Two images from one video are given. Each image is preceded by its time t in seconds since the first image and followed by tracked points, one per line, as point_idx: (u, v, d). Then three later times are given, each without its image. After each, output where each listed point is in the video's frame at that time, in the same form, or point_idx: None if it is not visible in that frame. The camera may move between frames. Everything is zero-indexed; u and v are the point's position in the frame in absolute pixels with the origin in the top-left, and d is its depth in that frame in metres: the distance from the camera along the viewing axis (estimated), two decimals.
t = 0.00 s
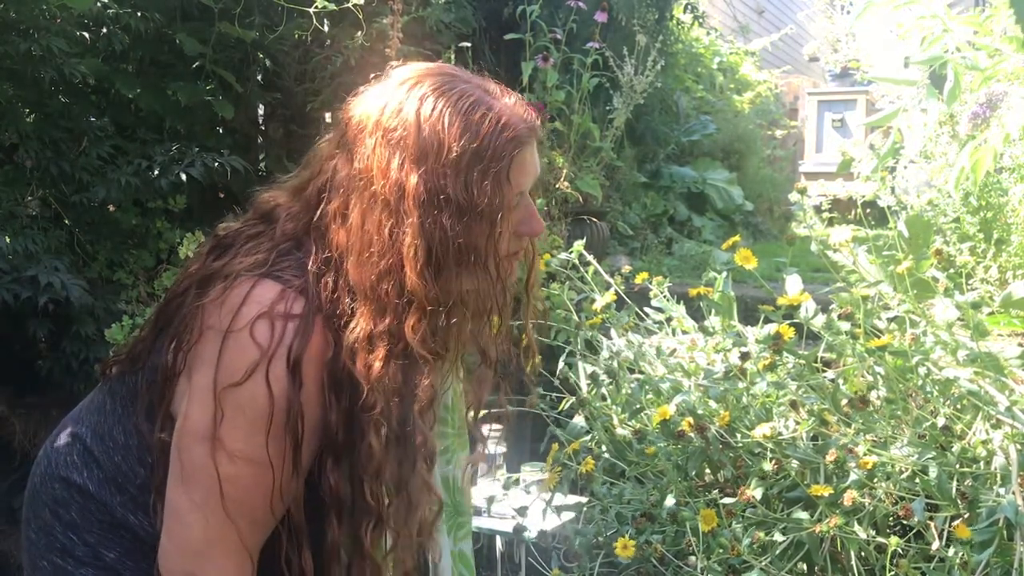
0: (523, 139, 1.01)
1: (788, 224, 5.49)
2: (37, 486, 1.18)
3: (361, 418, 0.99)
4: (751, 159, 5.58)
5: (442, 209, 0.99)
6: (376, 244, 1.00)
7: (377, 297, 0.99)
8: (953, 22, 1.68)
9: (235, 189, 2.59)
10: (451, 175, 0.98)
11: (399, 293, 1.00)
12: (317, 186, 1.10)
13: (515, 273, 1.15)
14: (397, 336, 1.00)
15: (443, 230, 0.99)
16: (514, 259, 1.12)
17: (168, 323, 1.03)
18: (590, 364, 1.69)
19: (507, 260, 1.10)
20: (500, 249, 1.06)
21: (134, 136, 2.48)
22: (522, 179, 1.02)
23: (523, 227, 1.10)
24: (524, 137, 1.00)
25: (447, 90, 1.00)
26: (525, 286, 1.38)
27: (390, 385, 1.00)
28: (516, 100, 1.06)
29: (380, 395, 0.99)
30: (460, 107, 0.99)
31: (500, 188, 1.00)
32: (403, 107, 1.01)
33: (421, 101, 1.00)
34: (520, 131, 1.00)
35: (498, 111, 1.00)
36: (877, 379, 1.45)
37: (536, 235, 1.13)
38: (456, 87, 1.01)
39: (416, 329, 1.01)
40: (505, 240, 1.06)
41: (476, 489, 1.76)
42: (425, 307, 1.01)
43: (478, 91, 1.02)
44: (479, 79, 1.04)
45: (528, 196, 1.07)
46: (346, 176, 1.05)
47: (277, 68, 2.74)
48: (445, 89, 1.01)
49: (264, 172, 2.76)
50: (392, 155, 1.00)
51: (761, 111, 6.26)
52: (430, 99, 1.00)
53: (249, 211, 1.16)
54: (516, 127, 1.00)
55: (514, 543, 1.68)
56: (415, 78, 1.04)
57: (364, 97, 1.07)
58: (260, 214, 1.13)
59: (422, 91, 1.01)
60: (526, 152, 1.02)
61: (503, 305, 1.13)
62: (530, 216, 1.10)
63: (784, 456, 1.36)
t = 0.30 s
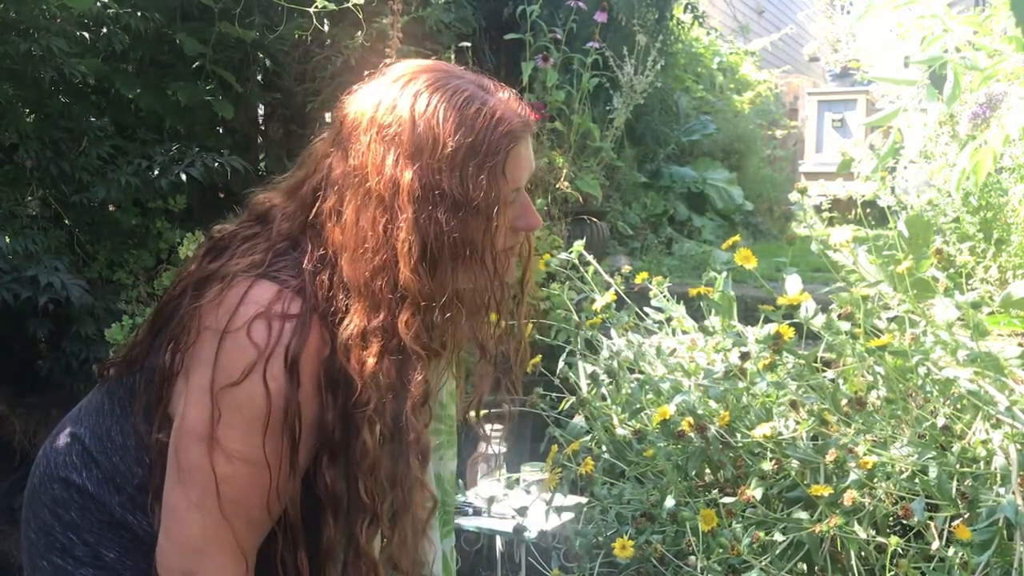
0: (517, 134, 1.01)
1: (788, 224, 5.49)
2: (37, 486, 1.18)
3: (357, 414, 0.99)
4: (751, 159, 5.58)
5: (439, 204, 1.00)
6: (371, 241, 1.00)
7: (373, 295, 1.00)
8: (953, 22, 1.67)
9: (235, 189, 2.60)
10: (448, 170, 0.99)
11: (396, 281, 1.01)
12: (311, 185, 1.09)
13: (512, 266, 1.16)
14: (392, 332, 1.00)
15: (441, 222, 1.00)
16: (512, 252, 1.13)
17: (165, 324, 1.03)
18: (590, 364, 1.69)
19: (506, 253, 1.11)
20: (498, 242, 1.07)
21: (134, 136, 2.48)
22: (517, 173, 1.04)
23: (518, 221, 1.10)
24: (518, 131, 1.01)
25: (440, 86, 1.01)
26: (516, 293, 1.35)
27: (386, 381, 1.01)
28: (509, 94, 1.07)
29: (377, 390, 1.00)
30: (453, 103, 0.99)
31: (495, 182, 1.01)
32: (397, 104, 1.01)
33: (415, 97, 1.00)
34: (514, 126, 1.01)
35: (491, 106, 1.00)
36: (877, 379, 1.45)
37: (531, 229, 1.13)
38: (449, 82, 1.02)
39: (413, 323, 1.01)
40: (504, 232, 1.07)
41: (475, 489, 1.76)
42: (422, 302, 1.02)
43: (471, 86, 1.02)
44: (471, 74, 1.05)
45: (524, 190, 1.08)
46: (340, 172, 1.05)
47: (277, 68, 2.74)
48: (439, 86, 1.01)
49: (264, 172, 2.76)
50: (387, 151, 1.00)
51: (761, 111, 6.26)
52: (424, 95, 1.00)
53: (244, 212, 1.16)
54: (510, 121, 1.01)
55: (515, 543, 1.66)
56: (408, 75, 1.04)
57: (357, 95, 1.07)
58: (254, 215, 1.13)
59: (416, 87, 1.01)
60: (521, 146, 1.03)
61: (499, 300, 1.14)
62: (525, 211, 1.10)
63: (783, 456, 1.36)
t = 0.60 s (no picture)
0: (511, 129, 1.00)
1: (788, 224, 5.50)
2: (37, 487, 1.18)
3: (356, 412, 0.99)
4: (751, 159, 5.58)
5: (433, 201, 0.99)
6: (365, 240, 1.00)
7: (369, 293, 1.00)
8: (953, 22, 1.68)
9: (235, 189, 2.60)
10: (441, 167, 0.98)
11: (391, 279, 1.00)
12: (306, 185, 1.09)
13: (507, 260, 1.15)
14: (389, 330, 1.00)
15: (435, 219, 1.00)
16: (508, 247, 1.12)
17: (163, 326, 1.02)
18: (590, 364, 1.69)
19: (502, 249, 1.10)
20: (493, 238, 1.06)
21: (134, 136, 2.48)
22: (511, 169, 1.03)
23: (513, 216, 1.09)
24: (510, 127, 1.01)
25: (432, 83, 1.00)
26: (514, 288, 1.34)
27: (384, 379, 1.01)
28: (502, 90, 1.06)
29: (376, 389, 1.00)
30: (444, 100, 0.99)
31: (488, 179, 1.00)
32: (388, 102, 1.01)
33: (407, 95, 1.00)
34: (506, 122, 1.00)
35: (483, 102, 1.00)
36: (877, 379, 1.45)
37: (527, 224, 1.12)
38: (440, 78, 1.01)
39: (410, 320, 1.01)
40: (499, 228, 1.07)
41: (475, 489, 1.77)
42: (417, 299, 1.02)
43: (463, 82, 1.01)
44: (463, 71, 1.04)
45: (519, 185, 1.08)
46: (334, 171, 1.05)
47: (276, 67, 2.74)
48: (431, 82, 1.01)
49: (264, 172, 2.76)
50: (379, 149, 1.00)
51: (761, 111, 6.26)
52: (415, 93, 1.00)
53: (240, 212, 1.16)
54: (502, 117, 1.00)
55: (514, 543, 1.68)
56: (400, 72, 1.03)
57: (348, 94, 1.07)
58: (250, 216, 1.12)
59: (407, 85, 1.01)
60: (514, 141, 1.02)
61: (497, 296, 1.14)
62: (520, 206, 1.09)
63: (783, 456, 1.36)
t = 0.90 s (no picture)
0: (496, 124, 1.01)
1: (788, 224, 5.50)
2: (37, 487, 1.18)
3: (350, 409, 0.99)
4: (751, 159, 5.58)
5: (420, 197, 0.99)
6: (356, 237, 1.00)
7: (359, 290, 0.99)
8: (953, 22, 1.68)
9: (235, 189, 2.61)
10: (427, 163, 0.99)
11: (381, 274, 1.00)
12: (297, 185, 1.09)
13: (502, 256, 1.13)
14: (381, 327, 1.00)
15: (423, 214, 1.00)
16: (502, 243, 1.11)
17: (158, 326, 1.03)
18: (590, 365, 1.70)
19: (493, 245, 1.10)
20: (483, 233, 1.06)
21: (134, 136, 2.47)
22: (500, 163, 1.03)
23: (506, 210, 1.07)
24: (496, 121, 1.01)
25: (417, 80, 1.01)
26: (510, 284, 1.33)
27: (376, 376, 1.01)
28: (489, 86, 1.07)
29: (369, 385, 1.00)
30: (430, 96, 0.99)
31: (475, 175, 1.00)
32: (374, 100, 1.01)
33: (393, 92, 1.00)
34: (491, 116, 1.01)
35: (467, 98, 1.00)
36: (877, 379, 1.46)
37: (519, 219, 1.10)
38: (424, 76, 1.02)
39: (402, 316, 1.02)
40: (489, 223, 1.06)
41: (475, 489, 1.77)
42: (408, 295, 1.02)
43: (447, 79, 1.02)
44: (449, 67, 1.05)
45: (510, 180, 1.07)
46: (322, 169, 1.05)
47: (277, 67, 2.74)
48: (417, 79, 1.01)
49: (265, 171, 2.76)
50: (365, 147, 1.00)
51: (761, 111, 6.27)
52: (400, 90, 1.00)
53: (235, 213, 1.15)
54: (487, 111, 1.00)
55: (515, 544, 1.67)
56: (386, 70, 1.04)
57: (336, 95, 1.07)
58: (244, 216, 1.12)
59: (393, 82, 1.02)
60: (501, 135, 1.02)
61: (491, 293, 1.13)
62: (514, 203, 1.07)
63: (783, 456, 1.36)
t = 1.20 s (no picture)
0: (491, 128, 1.01)
1: (788, 224, 5.50)
2: (38, 487, 1.18)
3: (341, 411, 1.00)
4: (751, 159, 5.58)
5: (415, 200, 1.00)
6: (349, 239, 1.00)
7: (350, 293, 0.99)
8: (953, 22, 1.68)
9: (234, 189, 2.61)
10: (422, 167, 0.99)
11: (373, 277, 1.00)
12: (290, 184, 1.09)
13: (496, 258, 1.14)
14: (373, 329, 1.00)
15: (416, 217, 1.00)
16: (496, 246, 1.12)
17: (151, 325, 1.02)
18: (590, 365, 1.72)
19: (488, 249, 1.11)
20: (475, 239, 1.07)
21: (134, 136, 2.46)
22: (494, 168, 1.03)
23: (499, 214, 1.08)
24: (490, 125, 1.01)
25: (412, 83, 1.00)
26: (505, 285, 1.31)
27: (368, 378, 1.01)
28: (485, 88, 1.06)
29: (361, 387, 1.00)
30: (424, 99, 0.99)
31: (468, 179, 1.00)
32: (369, 100, 1.00)
33: (387, 93, 1.00)
34: (487, 121, 1.00)
35: (462, 101, 1.00)
36: (877, 379, 1.46)
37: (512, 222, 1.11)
38: (419, 78, 1.01)
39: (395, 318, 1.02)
40: (482, 228, 1.07)
41: (475, 489, 1.77)
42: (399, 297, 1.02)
43: (443, 81, 1.02)
44: (445, 69, 1.04)
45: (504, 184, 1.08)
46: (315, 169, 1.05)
47: (276, 67, 2.74)
48: (411, 81, 1.01)
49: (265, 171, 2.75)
50: (359, 148, 1.00)
51: (761, 111, 6.27)
52: (395, 92, 1.00)
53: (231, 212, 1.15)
54: (483, 116, 1.00)
55: (515, 543, 1.67)
56: (381, 70, 1.03)
57: (331, 94, 1.07)
58: (239, 216, 1.12)
59: (387, 84, 1.01)
60: (495, 140, 1.02)
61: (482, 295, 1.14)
62: (506, 205, 1.07)
63: (784, 456, 1.36)
